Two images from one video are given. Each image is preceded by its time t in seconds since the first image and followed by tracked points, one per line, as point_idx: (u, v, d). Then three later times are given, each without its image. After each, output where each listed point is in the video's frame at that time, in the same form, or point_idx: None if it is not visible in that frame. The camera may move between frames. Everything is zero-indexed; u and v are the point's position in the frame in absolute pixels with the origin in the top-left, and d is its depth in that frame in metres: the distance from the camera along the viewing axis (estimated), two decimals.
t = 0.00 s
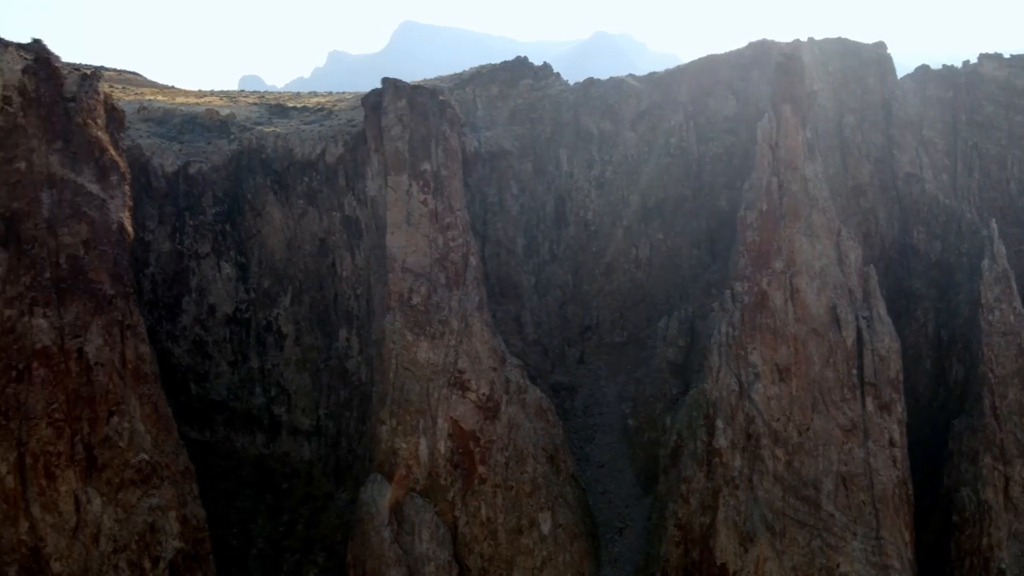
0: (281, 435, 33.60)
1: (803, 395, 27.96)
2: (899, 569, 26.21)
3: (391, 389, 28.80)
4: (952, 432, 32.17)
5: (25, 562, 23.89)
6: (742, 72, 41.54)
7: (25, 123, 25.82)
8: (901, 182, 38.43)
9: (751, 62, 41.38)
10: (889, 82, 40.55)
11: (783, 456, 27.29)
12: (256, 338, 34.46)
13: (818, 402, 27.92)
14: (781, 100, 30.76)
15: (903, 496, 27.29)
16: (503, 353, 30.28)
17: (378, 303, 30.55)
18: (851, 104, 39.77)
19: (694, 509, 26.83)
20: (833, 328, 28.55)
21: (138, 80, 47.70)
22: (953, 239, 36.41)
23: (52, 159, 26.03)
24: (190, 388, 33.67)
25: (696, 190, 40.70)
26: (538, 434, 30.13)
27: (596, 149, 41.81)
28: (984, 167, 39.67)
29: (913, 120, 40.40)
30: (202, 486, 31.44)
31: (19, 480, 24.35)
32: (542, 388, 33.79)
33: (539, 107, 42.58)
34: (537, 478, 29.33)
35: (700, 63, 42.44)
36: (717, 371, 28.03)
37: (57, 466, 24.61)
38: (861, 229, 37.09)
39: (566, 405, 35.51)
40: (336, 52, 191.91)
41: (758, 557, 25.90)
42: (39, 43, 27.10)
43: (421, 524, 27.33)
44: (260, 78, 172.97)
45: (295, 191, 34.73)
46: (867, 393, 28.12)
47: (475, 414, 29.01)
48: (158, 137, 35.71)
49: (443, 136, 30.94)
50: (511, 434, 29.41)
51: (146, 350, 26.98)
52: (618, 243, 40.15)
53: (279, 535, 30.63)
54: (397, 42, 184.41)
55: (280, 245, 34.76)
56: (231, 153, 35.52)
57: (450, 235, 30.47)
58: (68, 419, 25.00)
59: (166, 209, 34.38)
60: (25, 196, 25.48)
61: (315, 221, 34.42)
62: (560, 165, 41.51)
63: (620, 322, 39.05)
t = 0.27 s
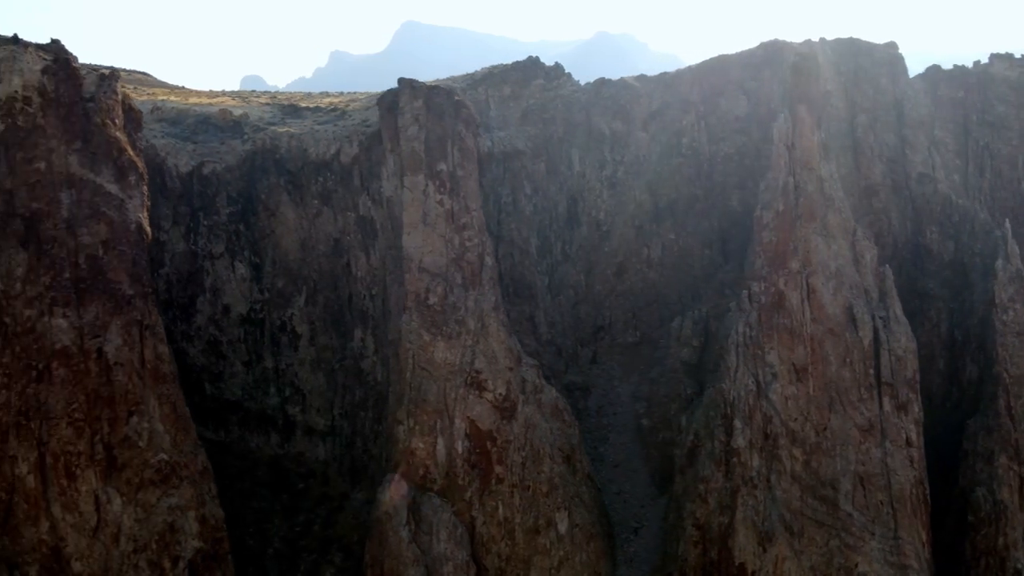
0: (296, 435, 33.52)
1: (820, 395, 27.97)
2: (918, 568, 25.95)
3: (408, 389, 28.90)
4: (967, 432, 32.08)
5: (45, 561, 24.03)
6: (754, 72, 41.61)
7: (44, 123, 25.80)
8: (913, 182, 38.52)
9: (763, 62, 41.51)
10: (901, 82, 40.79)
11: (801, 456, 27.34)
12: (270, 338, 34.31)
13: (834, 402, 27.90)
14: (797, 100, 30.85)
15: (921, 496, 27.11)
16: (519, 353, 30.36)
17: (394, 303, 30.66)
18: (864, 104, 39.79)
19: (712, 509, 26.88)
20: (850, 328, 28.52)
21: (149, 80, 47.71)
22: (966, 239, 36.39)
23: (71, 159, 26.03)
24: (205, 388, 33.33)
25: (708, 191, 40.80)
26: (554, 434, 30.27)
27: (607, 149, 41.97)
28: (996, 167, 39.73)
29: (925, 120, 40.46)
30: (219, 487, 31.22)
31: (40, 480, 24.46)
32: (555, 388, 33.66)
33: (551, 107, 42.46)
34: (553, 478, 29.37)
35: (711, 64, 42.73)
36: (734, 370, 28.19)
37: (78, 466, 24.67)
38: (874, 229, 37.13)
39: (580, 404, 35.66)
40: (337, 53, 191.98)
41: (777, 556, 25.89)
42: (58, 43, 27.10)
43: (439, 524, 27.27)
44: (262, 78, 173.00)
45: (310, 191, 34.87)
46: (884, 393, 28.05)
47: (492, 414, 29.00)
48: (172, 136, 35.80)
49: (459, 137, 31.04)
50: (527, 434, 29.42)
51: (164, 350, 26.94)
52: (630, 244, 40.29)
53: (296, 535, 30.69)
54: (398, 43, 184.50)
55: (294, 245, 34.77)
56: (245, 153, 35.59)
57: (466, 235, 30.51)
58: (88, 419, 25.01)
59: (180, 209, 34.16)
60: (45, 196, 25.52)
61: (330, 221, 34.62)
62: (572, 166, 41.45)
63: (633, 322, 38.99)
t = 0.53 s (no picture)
0: (308, 435, 33.54)
1: (833, 394, 27.98)
2: (933, 568, 25.89)
3: (422, 389, 28.88)
4: (979, 432, 32.12)
5: (62, 561, 23.94)
6: (764, 73, 41.59)
7: (60, 123, 25.77)
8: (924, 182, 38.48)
9: (773, 62, 41.50)
10: (910, 82, 40.82)
11: (815, 455, 27.35)
12: (282, 338, 34.31)
13: (848, 402, 27.94)
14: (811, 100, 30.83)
15: (935, 496, 27.08)
16: (532, 353, 30.39)
17: (408, 302, 30.74)
18: (874, 104, 39.79)
19: (727, 508, 26.98)
20: (863, 328, 28.55)
21: (158, 79, 47.73)
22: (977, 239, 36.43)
23: (86, 159, 26.05)
24: (216, 388, 33.28)
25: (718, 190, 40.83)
26: (567, 434, 30.32)
27: (617, 149, 42.02)
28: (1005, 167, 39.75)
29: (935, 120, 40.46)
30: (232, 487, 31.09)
31: (57, 480, 24.43)
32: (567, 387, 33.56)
33: (561, 107, 42.38)
34: (567, 478, 29.43)
35: (721, 63, 42.73)
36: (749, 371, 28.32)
37: (94, 465, 24.70)
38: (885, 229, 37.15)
39: (591, 404, 35.63)
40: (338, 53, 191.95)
41: (793, 556, 25.90)
42: (72, 43, 27.10)
43: (453, 524, 27.30)
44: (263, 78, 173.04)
45: (321, 191, 34.89)
46: (898, 393, 28.05)
47: (505, 414, 29.05)
48: (183, 136, 35.85)
49: (472, 137, 31.07)
50: (541, 434, 29.49)
51: (180, 350, 27.03)
52: (640, 244, 40.28)
53: (309, 535, 30.61)
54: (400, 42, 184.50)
55: (305, 245, 34.78)
56: (257, 153, 35.64)
57: (479, 235, 30.54)
58: (104, 419, 25.08)
59: (191, 209, 34.18)
60: (61, 196, 25.55)
61: (341, 221, 34.65)
62: (581, 166, 41.45)
63: (643, 322, 39.02)
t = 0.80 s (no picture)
0: (322, 435, 33.27)
1: (850, 394, 27.99)
2: (950, 568, 26.08)
3: (439, 388, 28.88)
4: (993, 431, 32.16)
5: (83, 561, 23.92)
6: (776, 73, 41.51)
7: (80, 123, 25.81)
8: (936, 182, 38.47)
9: (784, 62, 41.44)
10: (922, 82, 40.79)
11: (832, 455, 27.33)
12: (296, 338, 34.24)
13: (865, 402, 27.97)
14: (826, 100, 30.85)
15: (951, 496, 27.23)
16: (548, 353, 30.47)
17: (424, 302, 30.80)
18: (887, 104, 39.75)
19: (746, 508, 26.93)
20: (879, 327, 28.62)
21: (168, 80, 47.76)
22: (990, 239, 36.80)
23: (105, 159, 26.07)
24: (231, 388, 33.31)
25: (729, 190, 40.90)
26: (583, 434, 30.34)
27: (629, 149, 42.02)
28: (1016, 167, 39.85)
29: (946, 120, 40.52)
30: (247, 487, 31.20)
31: (76, 480, 24.40)
32: (582, 387, 33.70)
33: (572, 108, 42.50)
34: (584, 478, 29.45)
35: (732, 64, 42.73)
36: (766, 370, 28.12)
37: (115, 465, 24.75)
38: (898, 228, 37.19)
39: (604, 404, 35.38)
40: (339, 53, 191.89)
41: (812, 556, 25.87)
42: (91, 43, 27.10)
43: (471, 524, 27.29)
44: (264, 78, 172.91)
45: (335, 191, 34.91)
46: (914, 393, 28.10)
47: (522, 413, 29.18)
48: (197, 137, 35.91)
49: (488, 137, 31.15)
50: (558, 434, 29.57)
51: (198, 350, 26.96)
52: (652, 244, 40.36)
53: (324, 535, 30.68)
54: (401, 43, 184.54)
55: (319, 245, 34.75)
56: (270, 153, 35.66)
57: (495, 235, 30.62)
58: (124, 419, 25.13)
59: (206, 209, 34.27)
60: (80, 197, 25.55)
61: (356, 221, 34.64)
62: (593, 166, 41.45)
63: (655, 322, 39.04)
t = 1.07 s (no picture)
0: (335, 435, 33.56)
1: (866, 394, 28.02)
2: (966, 567, 25.95)
3: (454, 388, 28.99)
4: (1007, 431, 32.22)
5: (101, 560, 23.94)
6: (786, 72, 41.70)
7: (97, 124, 25.81)
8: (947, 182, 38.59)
9: (795, 62, 41.62)
10: (933, 82, 40.84)
11: (848, 455, 27.40)
12: (309, 338, 34.31)
13: (880, 402, 27.99)
14: (841, 100, 30.82)
15: (967, 496, 27.13)
16: (562, 353, 30.52)
17: (439, 303, 30.77)
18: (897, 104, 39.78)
19: (761, 507, 27.03)
20: (894, 327, 28.58)
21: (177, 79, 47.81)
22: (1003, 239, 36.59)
23: (123, 159, 26.12)
24: (244, 388, 33.31)
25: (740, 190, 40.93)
26: (598, 434, 30.47)
27: (638, 149, 42.12)
28: None
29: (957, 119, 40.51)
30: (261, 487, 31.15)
31: (95, 480, 24.48)
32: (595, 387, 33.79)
33: (583, 108, 42.83)
34: (599, 478, 29.57)
35: (740, 64, 42.97)
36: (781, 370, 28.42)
37: (132, 465, 24.80)
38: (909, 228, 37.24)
39: (616, 403, 35.64)
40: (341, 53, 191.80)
41: (828, 556, 25.89)
42: (107, 44, 27.04)
43: (486, 524, 27.32)
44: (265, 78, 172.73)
45: (348, 191, 34.98)
46: (929, 393, 28.07)
47: (537, 413, 29.21)
48: (210, 136, 35.97)
49: (502, 137, 31.20)
50: (572, 434, 29.64)
51: (215, 350, 27.06)
52: (663, 244, 40.49)
53: (339, 535, 30.55)
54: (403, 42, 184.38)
55: (332, 245, 34.81)
56: (283, 153, 35.71)
57: (509, 235, 30.65)
58: (141, 419, 25.18)
59: (219, 210, 34.29)
60: (97, 197, 25.60)
61: (368, 221, 34.69)
62: (603, 166, 41.48)
63: (666, 322, 39.14)
